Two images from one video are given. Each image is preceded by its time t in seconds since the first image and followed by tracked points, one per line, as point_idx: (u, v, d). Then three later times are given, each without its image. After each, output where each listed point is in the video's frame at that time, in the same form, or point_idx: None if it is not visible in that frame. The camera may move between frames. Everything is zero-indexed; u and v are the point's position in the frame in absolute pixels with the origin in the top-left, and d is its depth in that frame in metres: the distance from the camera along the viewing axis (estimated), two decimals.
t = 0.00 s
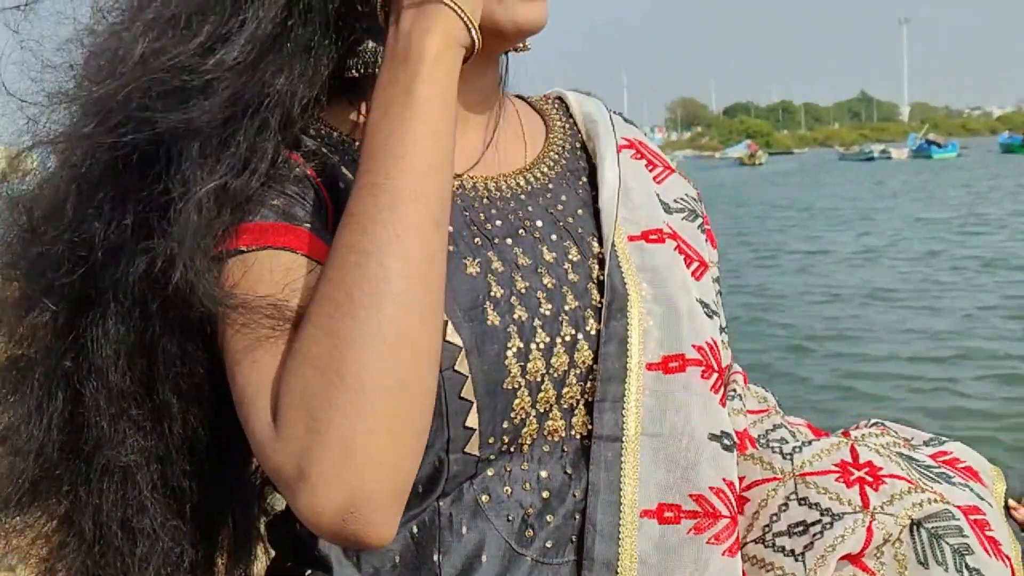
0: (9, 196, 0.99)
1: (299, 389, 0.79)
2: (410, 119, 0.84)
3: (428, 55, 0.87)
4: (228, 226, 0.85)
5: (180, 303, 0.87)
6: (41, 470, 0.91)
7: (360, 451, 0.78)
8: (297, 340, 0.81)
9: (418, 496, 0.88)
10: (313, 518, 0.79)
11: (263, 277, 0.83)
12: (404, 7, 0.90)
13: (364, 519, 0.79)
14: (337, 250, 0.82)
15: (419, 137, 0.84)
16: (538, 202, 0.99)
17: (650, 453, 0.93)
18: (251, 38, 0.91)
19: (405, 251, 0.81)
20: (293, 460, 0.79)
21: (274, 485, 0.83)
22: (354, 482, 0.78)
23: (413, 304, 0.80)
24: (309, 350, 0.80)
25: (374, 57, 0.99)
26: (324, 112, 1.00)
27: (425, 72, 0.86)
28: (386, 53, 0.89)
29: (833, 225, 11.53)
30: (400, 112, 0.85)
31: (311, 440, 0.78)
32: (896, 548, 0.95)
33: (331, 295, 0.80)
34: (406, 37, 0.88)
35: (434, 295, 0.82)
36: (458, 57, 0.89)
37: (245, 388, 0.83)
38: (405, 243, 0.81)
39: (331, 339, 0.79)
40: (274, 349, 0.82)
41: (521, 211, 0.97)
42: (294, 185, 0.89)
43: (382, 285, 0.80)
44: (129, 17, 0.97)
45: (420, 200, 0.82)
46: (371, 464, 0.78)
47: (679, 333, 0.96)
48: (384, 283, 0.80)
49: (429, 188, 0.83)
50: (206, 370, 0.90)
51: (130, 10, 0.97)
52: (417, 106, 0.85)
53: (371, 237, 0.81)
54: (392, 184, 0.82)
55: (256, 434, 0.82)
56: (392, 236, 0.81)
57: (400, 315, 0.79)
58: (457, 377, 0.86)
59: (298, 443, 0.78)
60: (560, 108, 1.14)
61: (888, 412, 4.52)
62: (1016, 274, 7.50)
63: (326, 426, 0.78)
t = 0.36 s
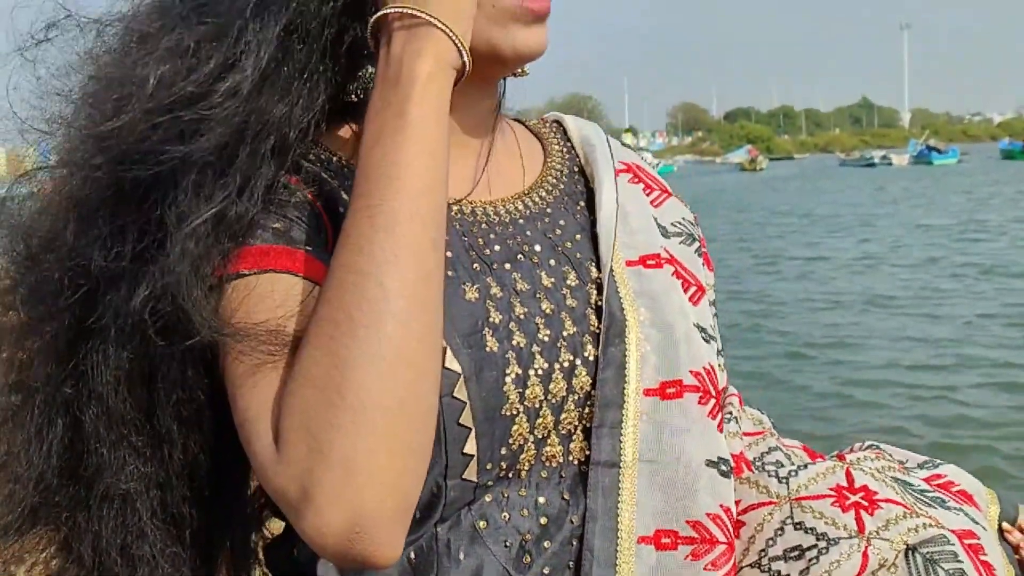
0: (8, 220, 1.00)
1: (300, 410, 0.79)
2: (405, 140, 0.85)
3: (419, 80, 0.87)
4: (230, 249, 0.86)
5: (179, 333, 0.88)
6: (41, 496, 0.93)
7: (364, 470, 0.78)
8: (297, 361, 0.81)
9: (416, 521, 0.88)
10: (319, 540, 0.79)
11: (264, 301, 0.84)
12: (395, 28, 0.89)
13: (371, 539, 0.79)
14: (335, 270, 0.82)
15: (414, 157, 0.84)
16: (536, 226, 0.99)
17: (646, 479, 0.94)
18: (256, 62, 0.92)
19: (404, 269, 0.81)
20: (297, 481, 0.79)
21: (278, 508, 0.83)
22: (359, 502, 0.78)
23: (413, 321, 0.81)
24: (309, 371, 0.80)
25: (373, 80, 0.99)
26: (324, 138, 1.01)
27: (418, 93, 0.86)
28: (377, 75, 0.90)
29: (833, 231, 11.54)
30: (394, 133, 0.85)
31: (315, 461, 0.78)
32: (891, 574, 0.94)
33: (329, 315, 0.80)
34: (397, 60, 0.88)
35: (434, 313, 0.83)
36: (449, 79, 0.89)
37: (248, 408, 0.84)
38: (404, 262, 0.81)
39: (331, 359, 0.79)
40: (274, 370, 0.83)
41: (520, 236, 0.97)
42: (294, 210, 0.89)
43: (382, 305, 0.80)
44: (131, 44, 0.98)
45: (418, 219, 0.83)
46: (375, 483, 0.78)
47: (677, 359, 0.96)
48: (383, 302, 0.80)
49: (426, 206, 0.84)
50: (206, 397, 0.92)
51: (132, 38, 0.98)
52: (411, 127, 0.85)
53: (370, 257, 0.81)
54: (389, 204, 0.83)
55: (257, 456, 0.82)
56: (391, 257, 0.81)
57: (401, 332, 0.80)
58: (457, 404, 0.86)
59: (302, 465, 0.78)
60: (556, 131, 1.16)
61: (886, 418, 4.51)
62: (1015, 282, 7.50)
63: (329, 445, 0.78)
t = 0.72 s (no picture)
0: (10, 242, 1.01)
1: (303, 428, 0.79)
2: (401, 156, 0.85)
3: (415, 96, 0.87)
4: (229, 270, 0.86)
5: (180, 357, 0.88)
6: (43, 519, 0.93)
7: (367, 484, 0.78)
8: (296, 378, 0.81)
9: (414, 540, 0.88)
10: (324, 557, 0.79)
11: (264, 320, 0.85)
12: (387, 47, 0.89)
13: (376, 555, 0.79)
14: (333, 286, 0.82)
15: (410, 174, 0.85)
16: (534, 246, 0.99)
17: (644, 500, 0.95)
18: (260, 87, 0.93)
19: (403, 284, 0.82)
20: (299, 499, 0.79)
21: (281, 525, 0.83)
22: (363, 516, 0.78)
23: (413, 335, 0.81)
24: (308, 388, 0.80)
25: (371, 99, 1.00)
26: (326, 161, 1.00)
27: (412, 111, 0.86)
28: (369, 95, 0.89)
29: (833, 236, 11.54)
30: (390, 148, 0.85)
31: (317, 478, 0.78)
32: None
33: (328, 331, 0.80)
34: (390, 79, 0.88)
35: (433, 326, 0.83)
36: (443, 97, 0.89)
37: (248, 428, 0.84)
38: (402, 277, 0.82)
39: (330, 375, 0.79)
40: (274, 389, 0.83)
41: (518, 257, 0.97)
42: (295, 228, 0.90)
43: (380, 320, 0.81)
44: (132, 67, 0.98)
45: (415, 234, 0.83)
46: (378, 497, 0.78)
47: (675, 381, 0.97)
48: (382, 317, 0.81)
49: (424, 220, 0.84)
50: (207, 418, 0.93)
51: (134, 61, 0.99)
52: (406, 143, 0.86)
53: (368, 273, 0.82)
54: (386, 219, 0.83)
55: (258, 475, 0.82)
56: (389, 273, 0.82)
57: (401, 346, 0.80)
58: (455, 425, 0.86)
59: (304, 482, 0.78)
60: (554, 150, 1.17)
61: (885, 424, 4.51)
62: (1015, 288, 7.50)
63: (331, 462, 0.78)
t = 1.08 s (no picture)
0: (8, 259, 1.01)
1: (303, 447, 0.79)
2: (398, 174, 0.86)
3: (410, 113, 0.88)
4: (229, 291, 0.87)
5: (180, 379, 0.89)
6: (42, 539, 0.94)
7: (369, 501, 0.78)
8: (297, 396, 0.81)
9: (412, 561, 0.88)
10: None
11: (263, 340, 0.85)
12: (381, 67, 0.90)
13: (380, 572, 0.79)
14: (332, 305, 0.83)
15: (406, 194, 0.85)
16: (533, 267, 1.00)
17: (642, 522, 0.95)
18: (257, 107, 0.93)
19: (401, 301, 0.82)
20: (302, 517, 0.79)
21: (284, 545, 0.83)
22: (367, 533, 0.78)
23: (411, 351, 0.82)
24: (308, 406, 0.80)
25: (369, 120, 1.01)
26: (323, 180, 1.01)
27: (407, 131, 0.87)
28: (364, 116, 0.90)
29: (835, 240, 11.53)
30: (386, 165, 0.86)
31: (320, 496, 0.78)
32: None
33: (326, 350, 0.81)
34: (384, 100, 0.89)
35: (432, 342, 0.83)
36: (437, 117, 0.89)
37: (249, 448, 0.84)
38: (401, 293, 0.82)
39: (330, 394, 0.80)
40: (274, 408, 0.84)
41: (517, 277, 0.98)
42: (294, 246, 0.91)
43: (379, 338, 0.81)
44: (132, 86, 0.99)
45: (413, 250, 0.84)
46: (381, 513, 0.78)
47: (673, 403, 0.98)
48: (381, 334, 0.81)
49: (421, 236, 0.85)
50: (207, 438, 0.94)
51: (134, 78, 0.99)
52: (402, 160, 0.86)
53: (366, 291, 0.82)
54: (383, 237, 0.84)
55: (261, 495, 0.82)
56: (387, 293, 0.82)
57: (400, 363, 0.81)
58: (454, 447, 0.86)
59: (308, 501, 0.78)
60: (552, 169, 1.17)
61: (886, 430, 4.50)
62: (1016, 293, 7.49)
63: (333, 480, 0.78)
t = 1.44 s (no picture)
0: (8, 278, 1.02)
1: (304, 464, 0.80)
2: (395, 191, 0.86)
3: (406, 131, 0.88)
4: (229, 310, 0.88)
5: (179, 400, 0.90)
6: (42, 559, 0.95)
7: (371, 515, 0.78)
8: (297, 413, 0.82)
9: None
10: None
11: (263, 358, 0.86)
12: (375, 88, 0.90)
13: None
14: (331, 321, 0.83)
15: (401, 212, 0.86)
16: (531, 285, 1.00)
17: (640, 542, 0.95)
18: (252, 125, 0.93)
19: (400, 317, 0.83)
20: (305, 533, 0.80)
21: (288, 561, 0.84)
22: (369, 547, 0.78)
23: (410, 366, 0.82)
24: (308, 423, 0.81)
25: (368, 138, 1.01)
26: (322, 199, 1.00)
27: (402, 150, 0.87)
28: (358, 137, 0.90)
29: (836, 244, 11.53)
30: (383, 183, 0.87)
31: (322, 512, 0.79)
32: None
33: (325, 368, 0.82)
34: (379, 119, 0.89)
35: (430, 358, 0.84)
36: (431, 136, 0.90)
37: (250, 466, 0.84)
38: (399, 309, 0.83)
39: (329, 410, 0.80)
40: (275, 425, 0.84)
41: (515, 296, 0.98)
42: (293, 263, 0.92)
43: (377, 354, 0.81)
44: (132, 106, 0.99)
45: (410, 266, 0.85)
46: (383, 527, 0.79)
47: (670, 424, 0.98)
48: (380, 350, 0.81)
49: (419, 252, 0.86)
50: (206, 459, 0.95)
51: (134, 98, 0.99)
52: (398, 177, 0.87)
53: (364, 309, 0.83)
54: (381, 254, 0.84)
55: (262, 512, 0.83)
56: (384, 311, 0.83)
57: (399, 378, 0.81)
58: (452, 468, 0.87)
59: (311, 517, 0.79)
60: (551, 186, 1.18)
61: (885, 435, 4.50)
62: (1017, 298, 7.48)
63: (334, 496, 0.78)
